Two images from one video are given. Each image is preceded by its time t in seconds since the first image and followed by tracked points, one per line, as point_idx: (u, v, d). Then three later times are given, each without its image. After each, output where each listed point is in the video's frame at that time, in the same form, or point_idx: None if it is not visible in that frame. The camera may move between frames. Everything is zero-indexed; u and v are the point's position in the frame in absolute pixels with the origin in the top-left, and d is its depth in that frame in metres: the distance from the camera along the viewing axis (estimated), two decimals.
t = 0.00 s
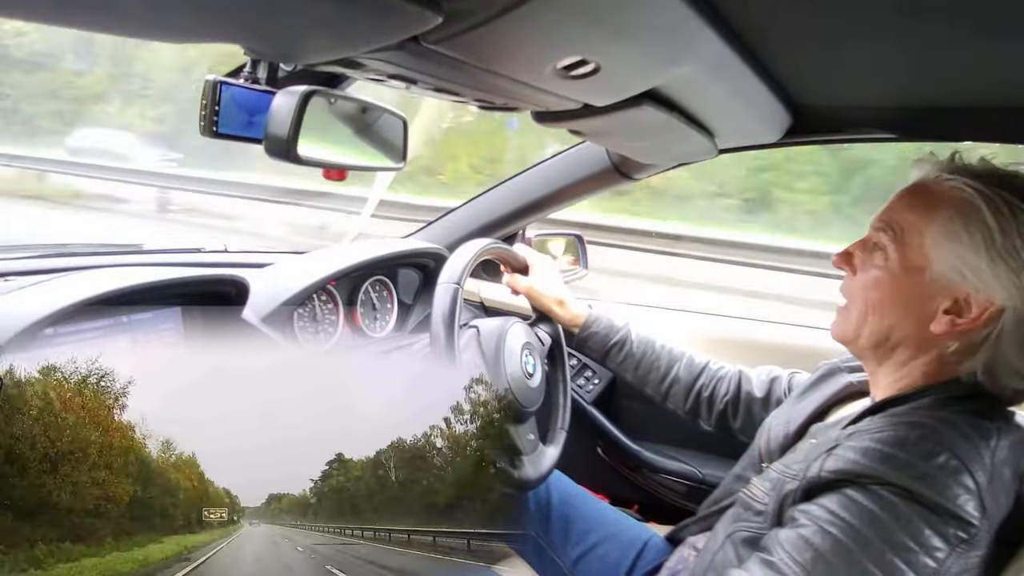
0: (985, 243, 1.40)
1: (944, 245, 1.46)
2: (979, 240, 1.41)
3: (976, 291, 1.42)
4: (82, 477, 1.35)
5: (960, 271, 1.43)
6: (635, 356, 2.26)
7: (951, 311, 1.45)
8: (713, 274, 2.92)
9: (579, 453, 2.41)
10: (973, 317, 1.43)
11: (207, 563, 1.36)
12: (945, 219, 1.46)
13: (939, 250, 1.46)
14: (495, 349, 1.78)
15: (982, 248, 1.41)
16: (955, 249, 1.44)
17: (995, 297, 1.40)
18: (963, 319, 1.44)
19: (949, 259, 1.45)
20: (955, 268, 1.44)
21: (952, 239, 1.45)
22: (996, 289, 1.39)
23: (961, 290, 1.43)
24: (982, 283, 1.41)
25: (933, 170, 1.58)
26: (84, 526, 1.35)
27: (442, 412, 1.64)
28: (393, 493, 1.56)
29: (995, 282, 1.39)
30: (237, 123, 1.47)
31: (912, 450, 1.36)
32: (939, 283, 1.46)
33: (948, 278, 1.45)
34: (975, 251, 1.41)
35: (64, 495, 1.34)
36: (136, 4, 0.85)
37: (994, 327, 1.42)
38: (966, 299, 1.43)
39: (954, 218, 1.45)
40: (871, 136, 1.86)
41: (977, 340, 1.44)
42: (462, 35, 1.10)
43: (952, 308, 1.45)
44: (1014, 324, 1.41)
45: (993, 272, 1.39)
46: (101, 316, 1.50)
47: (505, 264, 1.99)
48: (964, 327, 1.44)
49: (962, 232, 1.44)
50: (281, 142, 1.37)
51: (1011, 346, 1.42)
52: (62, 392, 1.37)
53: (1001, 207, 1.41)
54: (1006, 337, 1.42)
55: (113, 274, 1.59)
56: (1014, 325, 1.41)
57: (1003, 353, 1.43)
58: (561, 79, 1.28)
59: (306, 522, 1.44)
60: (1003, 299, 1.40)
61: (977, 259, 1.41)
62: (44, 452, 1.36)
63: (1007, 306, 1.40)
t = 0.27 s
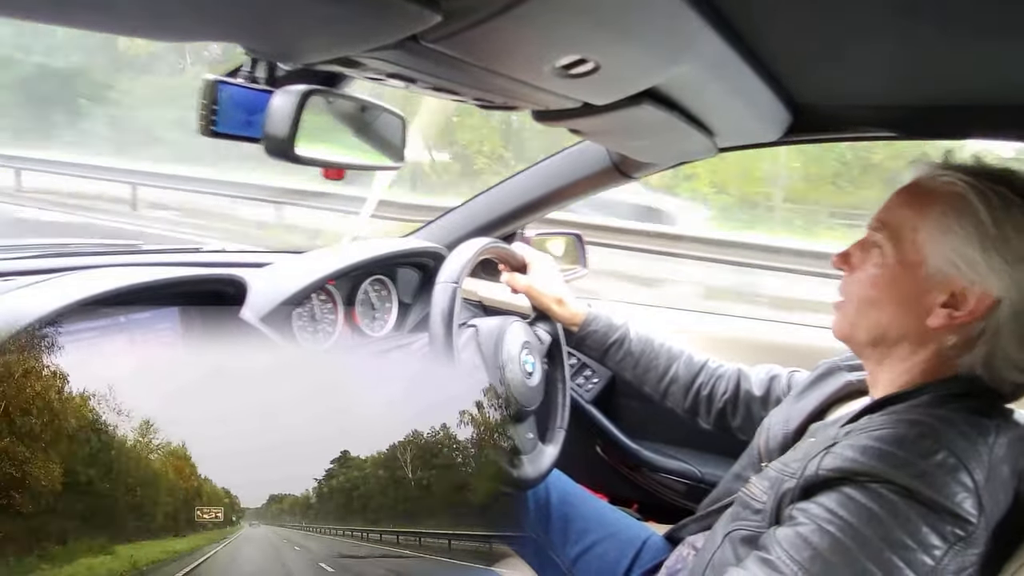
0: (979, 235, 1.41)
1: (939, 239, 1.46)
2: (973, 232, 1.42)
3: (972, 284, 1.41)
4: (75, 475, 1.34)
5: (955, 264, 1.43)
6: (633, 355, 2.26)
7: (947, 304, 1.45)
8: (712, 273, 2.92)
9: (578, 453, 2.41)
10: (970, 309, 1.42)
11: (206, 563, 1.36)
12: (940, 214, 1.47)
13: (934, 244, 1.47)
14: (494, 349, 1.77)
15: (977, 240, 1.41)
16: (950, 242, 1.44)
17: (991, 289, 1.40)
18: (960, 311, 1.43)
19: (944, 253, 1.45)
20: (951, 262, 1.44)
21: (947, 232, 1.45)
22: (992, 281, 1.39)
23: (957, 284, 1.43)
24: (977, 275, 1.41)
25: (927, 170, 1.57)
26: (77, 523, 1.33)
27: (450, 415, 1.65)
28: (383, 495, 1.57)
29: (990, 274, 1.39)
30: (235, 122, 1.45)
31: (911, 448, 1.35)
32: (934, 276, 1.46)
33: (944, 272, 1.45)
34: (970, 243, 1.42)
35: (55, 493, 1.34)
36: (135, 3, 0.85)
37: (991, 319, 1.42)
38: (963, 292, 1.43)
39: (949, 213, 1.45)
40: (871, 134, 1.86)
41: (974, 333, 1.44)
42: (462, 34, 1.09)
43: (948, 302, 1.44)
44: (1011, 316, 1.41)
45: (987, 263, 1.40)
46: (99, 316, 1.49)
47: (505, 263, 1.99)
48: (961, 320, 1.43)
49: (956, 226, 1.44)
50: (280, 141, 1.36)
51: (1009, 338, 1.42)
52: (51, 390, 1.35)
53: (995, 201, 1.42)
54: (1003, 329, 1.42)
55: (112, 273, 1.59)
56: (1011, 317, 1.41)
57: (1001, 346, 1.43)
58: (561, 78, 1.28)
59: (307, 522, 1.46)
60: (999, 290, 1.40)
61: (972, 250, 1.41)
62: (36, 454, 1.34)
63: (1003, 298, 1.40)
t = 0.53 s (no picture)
0: (977, 236, 1.41)
1: (936, 240, 1.46)
2: (970, 233, 1.42)
3: (969, 284, 1.42)
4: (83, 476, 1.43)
5: (953, 266, 1.44)
6: (633, 356, 2.26)
7: (945, 305, 1.45)
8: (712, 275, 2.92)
9: (577, 456, 2.39)
10: (968, 309, 1.43)
11: (206, 560, 1.45)
12: (937, 215, 1.46)
13: (932, 245, 1.46)
14: (493, 350, 1.75)
15: (974, 241, 1.42)
16: (948, 243, 1.45)
17: (989, 289, 1.41)
18: (958, 312, 1.44)
19: (941, 254, 1.45)
20: (948, 263, 1.44)
21: (944, 234, 1.45)
22: (989, 281, 1.40)
23: (954, 285, 1.43)
24: (974, 275, 1.41)
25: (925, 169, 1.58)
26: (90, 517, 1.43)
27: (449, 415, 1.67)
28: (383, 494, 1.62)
29: (986, 274, 1.41)
30: (234, 124, 1.47)
31: (910, 449, 1.36)
32: (932, 278, 1.46)
33: (941, 273, 1.45)
34: (967, 244, 1.42)
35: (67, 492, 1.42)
36: (134, 6, 0.85)
37: (989, 319, 1.42)
38: (960, 293, 1.43)
39: (946, 215, 1.45)
40: (871, 136, 1.86)
41: (972, 333, 1.44)
42: (461, 36, 1.09)
43: (946, 303, 1.45)
44: (1008, 316, 1.42)
45: (984, 263, 1.41)
46: (101, 316, 1.53)
47: (505, 265, 1.99)
48: (959, 321, 1.44)
49: (953, 227, 1.44)
50: (278, 143, 1.37)
51: (1006, 336, 1.43)
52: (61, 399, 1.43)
53: (993, 201, 1.42)
54: (1000, 328, 1.43)
55: (112, 275, 1.59)
56: (1008, 316, 1.42)
57: (999, 346, 1.44)
58: (560, 79, 1.28)
59: (306, 521, 1.51)
60: (995, 290, 1.40)
61: (970, 252, 1.42)
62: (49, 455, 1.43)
63: (999, 298, 1.40)
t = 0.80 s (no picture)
0: (979, 235, 1.42)
1: (938, 237, 1.46)
2: (972, 230, 1.43)
3: (970, 282, 1.42)
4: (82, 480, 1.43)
5: (954, 263, 1.44)
6: (633, 354, 2.26)
7: (945, 303, 1.45)
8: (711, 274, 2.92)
9: (578, 455, 2.39)
10: (968, 307, 1.43)
11: (203, 563, 1.46)
12: (939, 212, 1.46)
13: (933, 242, 1.46)
14: (493, 349, 1.74)
15: (977, 239, 1.42)
16: (949, 240, 1.44)
17: (989, 287, 1.41)
18: (958, 310, 1.44)
19: (943, 251, 1.45)
20: (949, 260, 1.44)
21: (946, 230, 1.45)
22: (990, 278, 1.41)
23: (956, 282, 1.44)
24: (975, 273, 1.42)
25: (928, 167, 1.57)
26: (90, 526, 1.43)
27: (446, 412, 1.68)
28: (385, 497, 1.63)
29: (987, 272, 1.41)
30: (235, 121, 1.45)
31: (909, 445, 1.36)
32: (933, 275, 1.46)
33: (942, 270, 1.45)
34: (969, 241, 1.43)
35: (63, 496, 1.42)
36: (135, 3, 0.85)
37: (988, 317, 1.43)
38: (961, 291, 1.43)
39: (948, 211, 1.45)
40: (871, 134, 1.86)
41: (971, 331, 1.45)
42: (461, 34, 1.09)
43: (946, 300, 1.45)
44: (1007, 314, 1.42)
45: (985, 261, 1.41)
46: (102, 317, 1.51)
47: (505, 263, 1.99)
48: (959, 318, 1.44)
49: (955, 224, 1.44)
50: (280, 141, 1.40)
51: (1003, 335, 1.44)
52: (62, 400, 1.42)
53: (995, 199, 1.43)
54: (998, 327, 1.43)
55: (112, 273, 1.59)
56: (1006, 315, 1.42)
57: (996, 344, 1.45)
58: (560, 76, 1.28)
59: (307, 523, 1.54)
60: (996, 288, 1.41)
61: (972, 250, 1.42)
62: (47, 455, 1.41)
63: (999, 296, 1.41)
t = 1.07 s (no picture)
0: (984, 233, 1.41)
1: (941, 238, 1.46)
2: (976, 230, 1.42)
3: (975, 281, 1.42)
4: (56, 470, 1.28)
5: (958, 263, 1.44)
6: (635, 356, 2.27)
7: (951, 303, 1.45)
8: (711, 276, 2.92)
9: (578, 457, 2.40)
10: (973, 306, 1.43)
11: (204, 562, 1.35)
12: (942, 213, 1.46)
13: (936, 244, 1.47)
14: (494, 350, 1.77)
15: (981, 238, 1.41)
16: (953, 241, 1.45)
17: (995, 286, 1.40)
18: (964, 309, 1.44)
19: (946, 252, 1.45)
20: (953, 261, 1.45)
21: (949, 232, 1.45)
22: (995, 277, 1.40)
23: (960, 282, 1.44)
24: (980, 273, 1.41)
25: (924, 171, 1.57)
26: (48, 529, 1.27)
27: (447, 411, 1.63)
28: (394, 493, 1.55)
29: (993, 271, 1.40)
30: (236, 125, 1.47)
31: (912, 446, 1.36)
32: (937, 277, 1.46)
33: (947, 272, 1.45)
34: (973, 241, 1.42)
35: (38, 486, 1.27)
36: (138, 8, 0.85)
37: (994, 317, 1.42)
38: (966, 291, 1.43)
39: (951, 213, 1.46)
40: (871, 136, 1.86)
41: (977, 332, 1.45)
42: (462, 38, 1.09)
43: (951, 301, 1.45)
44: (1014, 314, 1.41)
45: (991, 260, 1.40)
46: (102, 320, 1.49)
47: (506, 265, 2.00)
48: (964, 318, 1.44)
49: (959, 224, 1.44)
50: (281, 145, 1.37)
51: (1011, 336, 1.42)
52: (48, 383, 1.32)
53: (997, 198, 1.43)
54: (1005, 327, 1.42)
55: (114, 276, 1.60)
56: (1014, 314, 1.41)
57: (1002, 345, 1.44)
58: (561, 80, 1.28)
59: (305, 521, 1.44)
60: (1001, 288, 1.40)
61: (977, 249, 1.42)
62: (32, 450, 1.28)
63: (1006, 295, 1.40)
